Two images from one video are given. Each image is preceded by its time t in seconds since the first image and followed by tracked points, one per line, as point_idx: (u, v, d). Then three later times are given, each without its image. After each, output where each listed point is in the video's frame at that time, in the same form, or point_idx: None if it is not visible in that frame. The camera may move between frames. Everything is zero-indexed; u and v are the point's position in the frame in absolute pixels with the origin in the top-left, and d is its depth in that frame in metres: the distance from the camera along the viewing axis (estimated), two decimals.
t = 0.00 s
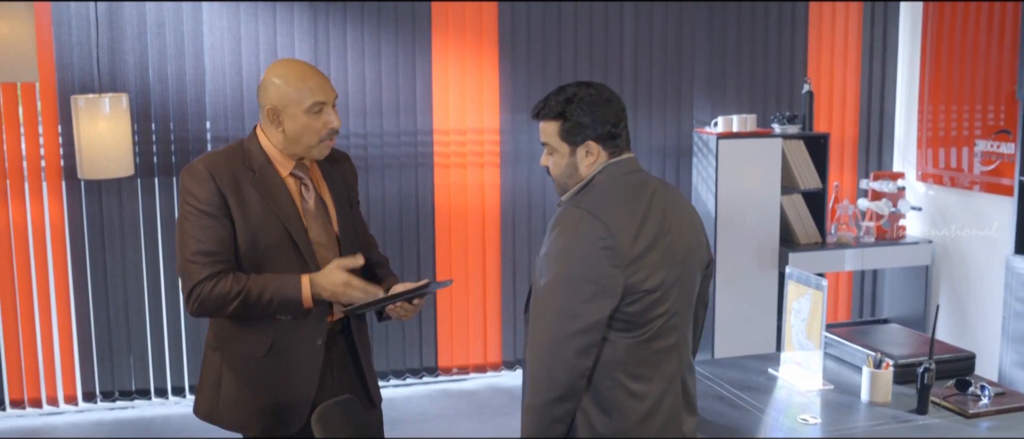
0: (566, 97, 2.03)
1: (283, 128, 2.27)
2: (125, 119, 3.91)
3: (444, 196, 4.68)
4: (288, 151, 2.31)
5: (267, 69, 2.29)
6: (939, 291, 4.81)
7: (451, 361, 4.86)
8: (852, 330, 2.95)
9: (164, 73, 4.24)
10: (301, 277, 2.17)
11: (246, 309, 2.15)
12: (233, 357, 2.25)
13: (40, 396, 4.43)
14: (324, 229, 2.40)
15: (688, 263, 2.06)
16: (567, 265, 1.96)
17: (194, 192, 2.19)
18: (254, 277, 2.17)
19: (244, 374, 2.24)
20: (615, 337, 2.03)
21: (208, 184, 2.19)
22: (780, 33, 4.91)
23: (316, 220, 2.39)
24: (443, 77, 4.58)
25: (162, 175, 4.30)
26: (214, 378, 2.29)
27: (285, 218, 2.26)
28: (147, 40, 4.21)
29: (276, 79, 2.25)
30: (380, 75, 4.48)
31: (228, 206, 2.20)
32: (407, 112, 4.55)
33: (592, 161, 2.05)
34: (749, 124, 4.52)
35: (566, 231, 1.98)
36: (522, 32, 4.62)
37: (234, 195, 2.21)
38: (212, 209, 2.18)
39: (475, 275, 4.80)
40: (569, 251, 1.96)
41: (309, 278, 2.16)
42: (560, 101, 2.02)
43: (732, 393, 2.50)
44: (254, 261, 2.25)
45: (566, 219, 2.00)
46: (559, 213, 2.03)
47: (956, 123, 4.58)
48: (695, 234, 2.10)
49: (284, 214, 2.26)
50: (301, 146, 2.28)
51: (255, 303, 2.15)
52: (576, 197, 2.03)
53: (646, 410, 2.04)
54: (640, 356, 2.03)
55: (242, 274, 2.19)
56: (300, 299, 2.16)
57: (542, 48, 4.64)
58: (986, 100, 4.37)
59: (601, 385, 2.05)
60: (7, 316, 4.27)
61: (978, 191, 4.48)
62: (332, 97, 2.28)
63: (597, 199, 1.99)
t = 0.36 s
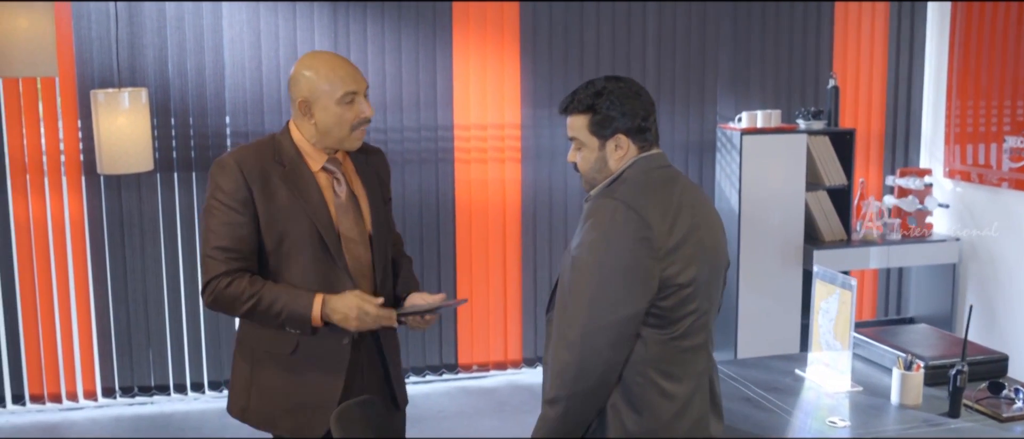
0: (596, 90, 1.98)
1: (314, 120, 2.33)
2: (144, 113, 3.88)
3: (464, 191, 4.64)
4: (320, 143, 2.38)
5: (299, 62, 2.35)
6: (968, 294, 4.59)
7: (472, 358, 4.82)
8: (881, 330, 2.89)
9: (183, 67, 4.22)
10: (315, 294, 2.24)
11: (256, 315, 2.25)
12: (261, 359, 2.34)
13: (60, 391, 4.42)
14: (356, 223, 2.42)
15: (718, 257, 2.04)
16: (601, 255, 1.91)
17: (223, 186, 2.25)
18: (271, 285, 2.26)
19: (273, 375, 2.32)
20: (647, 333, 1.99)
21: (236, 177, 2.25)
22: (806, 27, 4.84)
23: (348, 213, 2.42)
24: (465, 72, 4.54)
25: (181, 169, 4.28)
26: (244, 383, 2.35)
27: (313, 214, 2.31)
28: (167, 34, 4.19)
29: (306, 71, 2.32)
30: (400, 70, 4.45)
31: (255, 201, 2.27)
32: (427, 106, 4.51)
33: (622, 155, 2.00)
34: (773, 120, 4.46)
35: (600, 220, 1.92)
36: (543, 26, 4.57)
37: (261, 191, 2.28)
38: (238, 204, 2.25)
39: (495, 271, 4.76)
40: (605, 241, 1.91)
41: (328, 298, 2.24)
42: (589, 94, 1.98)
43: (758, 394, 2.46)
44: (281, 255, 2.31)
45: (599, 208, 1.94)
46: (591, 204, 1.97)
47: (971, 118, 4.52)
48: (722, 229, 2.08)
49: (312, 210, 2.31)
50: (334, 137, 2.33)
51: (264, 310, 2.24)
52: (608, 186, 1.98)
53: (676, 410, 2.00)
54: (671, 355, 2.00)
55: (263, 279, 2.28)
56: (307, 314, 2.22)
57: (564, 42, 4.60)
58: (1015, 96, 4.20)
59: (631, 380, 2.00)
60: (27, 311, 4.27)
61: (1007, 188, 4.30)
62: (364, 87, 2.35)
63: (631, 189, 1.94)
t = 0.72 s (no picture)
0: (613, 86, 1.94)
1: (346, 113, 2.29)
2: (154, 108, 3.85)
3: (477, 187, 4.60)
4: (352, 138, 2.34)
5: (334, 55, 2.32)
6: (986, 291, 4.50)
7: (484, 355, 4.79)
8: (900, 330, 2.85)
9: (193, 63, 4.19)
10: (348, 294, 2.22)
11: (288, 310, 2.21)
12: (295, 347, 2.30)
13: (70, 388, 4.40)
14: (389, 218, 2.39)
15: (738, 256, 2.00)
16: (619, 259, 1.86)
17: (256, 176, 2.21)
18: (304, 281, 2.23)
19: (307, 364, 2.29)
20: (667, 334, 1.96)
21: (270, 166, 2.22)
22: (822, 21, 4.78)
23: (381, 206, 2.38)
24: (477, 67, 4.50)
25: (191, 165, 4.26)
26: (272, 368, 2.31)
27: (348, 207, 2.27)
28: (177, 29, 4.16)
29: (341, 64, 2.29)
30: (412, 64, 4.41)
31: (289, 191, 2.24)
32: (439, 102, 4.47)
33: (640, 152, 1.96)
34: (790, 115, 4.41)
35: (617, 221, 1.87)
36: (556, 20, 4.53)
37: (295, 182, 2.24)
38: (272, 194, 2.21)
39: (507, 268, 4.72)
40: (622, 244, 1.86)
41: (360, 298, 2.22)
42: (607, 90, 1.95)
43: (776, 395, 2.41)
44: (314, 248, 2.27)
45: (616, 207, 1.89)
46: (609, 201, 1.93)
47: (990, 114, 4.44)
48: (741, 227, 2.04)
49: (346, 203, 2.27)
50: (364, 130, 2.30)
51: (297, 306, 2.21)
52: (626, 184, 1.93)
53: (694, 412, 1.97)
54: (690, 356, 1.96)
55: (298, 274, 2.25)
56: (341, 312, 2.20)
57: (577, 36, 4.56)
58: None
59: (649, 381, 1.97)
60: (37, 307, 4.24)
61: None
62: (398, 83, 2.31)
63: (649, 187, 1.90)
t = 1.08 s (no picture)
0: (621, 81, 1.91)
1: (364, 103, 2.25)
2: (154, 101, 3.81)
3: (480, 181, 4.57)
4: (369, 128, 2.29)
5: (350, 47, 2.28)
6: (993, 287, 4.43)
7: (486, 350, 4.75)
8: (909, 327, 2.81)
9: (194, 55, 4.15)
10: (398, 278, 2.19)
11: (337, 300, 2.18)
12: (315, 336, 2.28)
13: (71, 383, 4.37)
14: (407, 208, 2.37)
15: (748, 250, 1.98)
16: (635, 252, 1.81)
17: (282, 168, 2.18)
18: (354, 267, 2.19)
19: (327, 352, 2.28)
20: (683, 330, 1.92)
21: (297, 159, 2.18)
22: (829, 14, 4.73)
23: (399, 199, 2.36)
24: (481, 61, 4.45)
25: (192, 159, 4.22)
26: (293, 355, 2.30)
27: (375, 198, 2.24)
28: (177, 21, 4.11)
29: (359, 55, 2.24)
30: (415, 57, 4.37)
31: (317, 182, 2.20)
32: (442, 95, 4.42)
33: (649, 148, 1.92)
34: (796, 109, 4.36)
35: (632, 213, 1.82)
36: (561, 12, 4.49)
37: (325, 172, 2.20)
38: (301, 184, 2.18)
39: (511, 263, 4.68)
40: (638, 236, 1.81)
41: (417, 282, 2.20)
42: (613, 86, 1.90)
43: (783, 394, 2.37)
44: (342, 238, 2.23)
45: (629, 198, 1.84)
46: (623, 193, 1.87)
47: (998, 107, 4.37)
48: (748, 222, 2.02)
49: (373, 195, 2.23)
50: (382, 121, 2.26)
51: (347, 293, 2.17)
52: (636, 179, 1.89)
53: (710, 410, 1.96)
54: (705, 353, 1.93)
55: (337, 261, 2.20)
56: (394, 296, 2.17)
57: (581, 29, 4.52)
58: None
59: (665, 378, 1.92)
60: (37, 301, 4.21)
61: None
62: (417, 74, 2.27)
63: (663, 180, 1.86)
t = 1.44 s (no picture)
0: (625, 80, 1.87)
1: (373, 101, 2.24)
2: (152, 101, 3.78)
3: (481, 181, 4.53)
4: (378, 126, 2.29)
5: (362, 45, 2.27)
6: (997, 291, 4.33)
7: (488, 351, 4.72)
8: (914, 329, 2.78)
9: (192, 54, 4.12)
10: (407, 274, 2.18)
11: (347, 295, 2.17)
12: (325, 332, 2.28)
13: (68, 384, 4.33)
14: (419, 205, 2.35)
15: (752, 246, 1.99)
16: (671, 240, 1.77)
17: (293, 164, 2.19)
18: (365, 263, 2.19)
19: (336, 349, 2.28)
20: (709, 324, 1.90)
21: (307, 155, 2.19)
22: (832, 13, 4.69)
23: (409, 197, 2.34)
24: (481, 59, 4.42)
25: (190, 158, 4.19)
26: (302, 349, 2.31)
27: (383, 194, 2.22)
28: (176, 19, 4.08)
29: (371, 53, 2.23)
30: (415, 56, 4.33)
31: (327, 177, 2.20)
32: (443, 94, 4.39)
33: (655, 145, 1.90)
34: (799, 108, 4.33)
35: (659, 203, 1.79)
36: (562, 10, 4.45)
37: (334, 168, 2.20)
38: (311, 180, 2.18)
39: (512, 263, 4.65)
40: (671, 224, 1.78)
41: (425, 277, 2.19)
42: (617, 85, 1.87)
43: (789, 398, 2.34)
44: (352, 234, 2.22)
45: (653, 189, 1.82)
46: (642, 187, 1.85)
47: (1003, 106, 4.29)
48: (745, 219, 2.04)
49: (381, 191, 2.22)
50: (392, 120, 2.25)
51: (355, 289, 2.16)
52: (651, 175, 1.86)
53: (734, 409, 1.94)
54: (727, 347, 1.92)
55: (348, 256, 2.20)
56: (402, 292, 2.16)
57: (583, 27, 4.48)
58: None
59: (694, 375, 1.89)
60: (34, 301, 4.17)
61: None
62: (426, 72, 2.25)
63: (682, 171, 1.84)
